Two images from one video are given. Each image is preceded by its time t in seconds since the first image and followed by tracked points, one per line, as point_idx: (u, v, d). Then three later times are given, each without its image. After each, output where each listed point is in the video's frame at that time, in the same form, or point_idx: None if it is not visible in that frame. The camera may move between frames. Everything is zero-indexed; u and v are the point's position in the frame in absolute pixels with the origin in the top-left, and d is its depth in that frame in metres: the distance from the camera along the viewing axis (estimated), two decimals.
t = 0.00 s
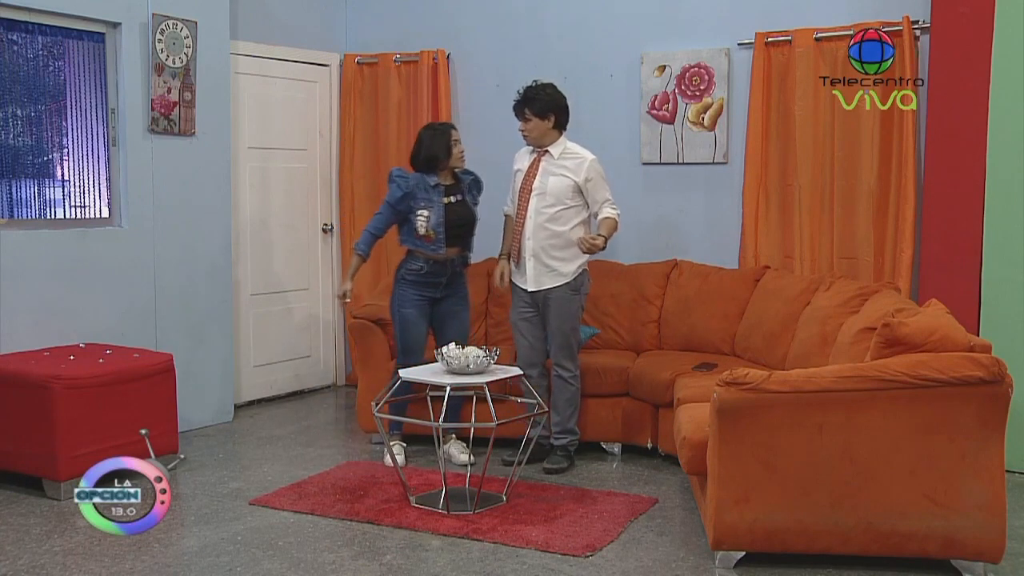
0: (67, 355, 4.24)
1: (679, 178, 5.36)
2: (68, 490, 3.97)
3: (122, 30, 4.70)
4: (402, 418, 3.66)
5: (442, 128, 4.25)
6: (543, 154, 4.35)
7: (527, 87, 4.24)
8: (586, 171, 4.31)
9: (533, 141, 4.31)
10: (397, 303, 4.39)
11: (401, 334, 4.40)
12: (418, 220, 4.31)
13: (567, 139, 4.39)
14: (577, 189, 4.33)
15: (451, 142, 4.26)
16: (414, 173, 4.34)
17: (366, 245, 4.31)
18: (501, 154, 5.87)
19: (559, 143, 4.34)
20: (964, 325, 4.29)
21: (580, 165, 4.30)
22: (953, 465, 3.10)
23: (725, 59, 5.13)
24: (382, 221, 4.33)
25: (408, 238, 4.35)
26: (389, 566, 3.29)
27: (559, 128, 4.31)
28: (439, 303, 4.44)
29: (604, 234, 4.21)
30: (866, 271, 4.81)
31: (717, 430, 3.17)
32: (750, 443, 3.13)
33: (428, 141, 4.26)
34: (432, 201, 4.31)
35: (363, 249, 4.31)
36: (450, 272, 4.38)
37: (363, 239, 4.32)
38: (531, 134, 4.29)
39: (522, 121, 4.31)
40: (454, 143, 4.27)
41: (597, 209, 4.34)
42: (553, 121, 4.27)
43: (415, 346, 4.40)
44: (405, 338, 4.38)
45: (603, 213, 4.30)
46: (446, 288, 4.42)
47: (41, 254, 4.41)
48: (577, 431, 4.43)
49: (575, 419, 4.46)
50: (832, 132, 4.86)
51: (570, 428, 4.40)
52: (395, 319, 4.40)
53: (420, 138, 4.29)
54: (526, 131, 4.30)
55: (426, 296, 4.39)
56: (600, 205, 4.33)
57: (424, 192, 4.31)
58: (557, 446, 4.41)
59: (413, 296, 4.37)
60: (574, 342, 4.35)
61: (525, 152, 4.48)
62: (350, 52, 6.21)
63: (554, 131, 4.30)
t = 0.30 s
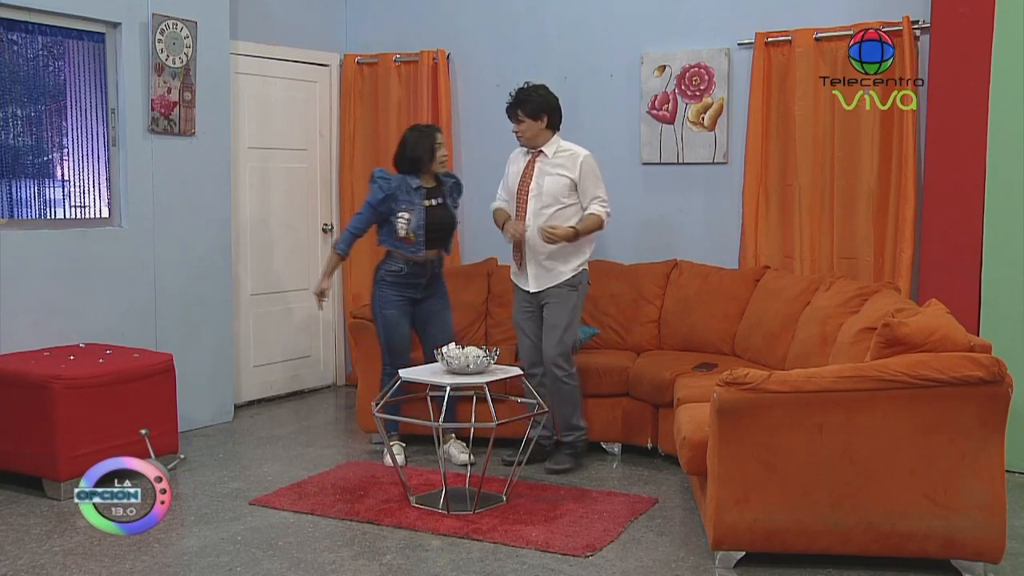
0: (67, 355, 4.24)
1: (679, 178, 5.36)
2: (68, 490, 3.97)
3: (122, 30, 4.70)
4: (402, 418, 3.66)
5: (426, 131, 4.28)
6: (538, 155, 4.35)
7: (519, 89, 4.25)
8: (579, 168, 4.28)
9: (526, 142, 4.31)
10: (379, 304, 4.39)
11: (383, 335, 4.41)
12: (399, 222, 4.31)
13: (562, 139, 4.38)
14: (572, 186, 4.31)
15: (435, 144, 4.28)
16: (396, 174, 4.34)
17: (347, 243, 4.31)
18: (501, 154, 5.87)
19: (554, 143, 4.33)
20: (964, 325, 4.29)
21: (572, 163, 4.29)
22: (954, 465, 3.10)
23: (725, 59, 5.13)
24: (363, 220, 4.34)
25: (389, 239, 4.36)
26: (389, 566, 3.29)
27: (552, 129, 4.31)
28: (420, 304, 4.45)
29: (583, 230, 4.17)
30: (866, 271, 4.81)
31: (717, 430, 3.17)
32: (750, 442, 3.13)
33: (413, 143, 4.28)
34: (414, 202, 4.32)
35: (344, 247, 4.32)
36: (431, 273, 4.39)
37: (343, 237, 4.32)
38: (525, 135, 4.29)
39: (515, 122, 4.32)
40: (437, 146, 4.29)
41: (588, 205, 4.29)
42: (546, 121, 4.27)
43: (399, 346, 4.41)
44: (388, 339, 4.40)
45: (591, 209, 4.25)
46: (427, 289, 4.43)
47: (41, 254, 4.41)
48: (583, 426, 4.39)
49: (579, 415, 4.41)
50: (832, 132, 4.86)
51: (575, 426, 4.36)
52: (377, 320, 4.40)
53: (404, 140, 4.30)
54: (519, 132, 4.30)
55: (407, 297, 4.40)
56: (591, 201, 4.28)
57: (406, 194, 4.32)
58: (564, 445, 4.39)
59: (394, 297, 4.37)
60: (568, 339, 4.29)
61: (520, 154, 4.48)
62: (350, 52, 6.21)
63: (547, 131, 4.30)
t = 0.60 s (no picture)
0: (67, 355, 4.24)
1: (679, 178, 5.36)
2: (68, 490, 3.97)
3: (122, 30, 4.70)
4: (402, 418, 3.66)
5: (414, 131, 4.27)
6: (547, 155, 4.34)
7: (530, 88, 4.25)
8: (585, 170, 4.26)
9: (538, 141, 4.31)
10: (369, 304, 4.40)
11: (374, 336, 4.42)
12: (387, 222, 4.30)
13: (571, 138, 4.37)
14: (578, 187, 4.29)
15: (421, 144, 4.27)
16: (386, 173, 4.34)
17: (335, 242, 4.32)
18: (501, 154, 5.87)
19: (563, 143, 4.32)
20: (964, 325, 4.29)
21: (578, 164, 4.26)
22: (954, 465, 3.10)
23: (725, 59, 5.13)
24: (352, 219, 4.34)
25: (377, 239, 4.36)
26: (389, 566, 3.29)
27: (563, 128, 4.31)
28: (411, 303, 4.46)
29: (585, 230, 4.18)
30: (866, 271, 4.81)
31: (717, 430, 3.17)
32: (750, 443, 3.13)
33: (402, 143, 4.27)
34: (403, 203, 4.31)
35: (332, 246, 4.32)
36: (420, 272, 4.39)
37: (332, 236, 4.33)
38: (536, 133, 4.28)
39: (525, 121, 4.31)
40: (424, 144, 4.29)
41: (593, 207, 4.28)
42: (557, 120, 4.27)
43: (392, 347, 4.42)
44: (379, 339, 4.41)
45: (597, 212, 4.25)
46: (417, 288, 4.43)
47: (41, 254, 4.41)
48: (600, 432, 4.37)
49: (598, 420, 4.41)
50: (832, 132, 4.86)
51: (591, 429, 4.36)
52: (368, 320, 4.41)
53: (393, 139, 4.29)
54: (529, 131, 4.30)
55: (397, 297, 4.40)
56: (596, 203, 4.27)
57: (395, 194, 4.32)
58: (581, 449, 4.39)
59: (385, 297, 4.38)
60: (582, 341, 4.30)
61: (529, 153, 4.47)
62: (350, 52, 6.21)
63: (557, 131, 4.30)
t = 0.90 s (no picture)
0: (67, 355, 4.24)
1: (679, 178, 5.36)
2: (68, 490, 3.97)
3: (122, 30, 4.70)
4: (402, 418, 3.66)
5: (411, 129, 4.28)
6: (560, 155, 4.32)
7: (543, 87, 4.25)
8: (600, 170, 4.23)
9: (551, 141, 4.30)
10: (376, 304, 4.41)
11: (381, 335, 4.42)
12: (387, 222, 4.32)
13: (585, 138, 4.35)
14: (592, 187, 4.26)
15: (419, 142, 4.27)
16: (386, 174, 4.36)
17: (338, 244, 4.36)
18: (501, 155, 5.87)
19: (576, 143, 4.30)
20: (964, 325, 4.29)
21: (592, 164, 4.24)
22: (954, 465, 3.10)
23: (725, 59, 5.13)
24: (354, 221, 4.39)
25: (380, 240, 4.39)
26: (389, 566, 3.29)
27: (575, 128, 4.30)
28: (418, 303, 4.46)
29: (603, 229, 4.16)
30: (866, 271, 4.81)
31: (717, 430, 3.17)
32: (750, 443, 3.13)
33: (400, 142, 4.27)
34: (402, 203, 4.32)
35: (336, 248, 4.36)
36: (425, 272, 4.38)
37: (335, 238, 4.38)
38: (550, 133, 4.27)
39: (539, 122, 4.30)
40: (422, 143, 4.28)
41: (611, 207, 4.25)
42: (569, 120, 4.26)
43: (397, 346, 4.42)
44: (386, 339, 4.42)
45: (614, 212, 4.22)
46: (423, 288, 4.43)
47: (41, 254, 4.41)
48: (604, 434, 4.38)
49: (602, 422, 4.41)
50: (832, 132, 4.86)
51: (593, 432, 4.36)
52: (375, 320, 4.42)
53: (392, 139, 4.31)
54: (542, 131, 4.29)
55: (403, 297, 4.40)
56: (613, 203, 4.24)
57: (394, 194, 4.33)
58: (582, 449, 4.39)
59: (391, 297, 4.39)
60: (593, 343, 4.30)
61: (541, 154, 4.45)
62: (350, 52, 6.21)
63: (569, 131, 4.29)
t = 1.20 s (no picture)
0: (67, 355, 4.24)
1: (679, 178, 5.36)
2: (68, 490, 3.97)
3: (122, 30, 4.70)
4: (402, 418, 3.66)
5: (417, 129, 4.28)
6: (567, 156, 4.32)
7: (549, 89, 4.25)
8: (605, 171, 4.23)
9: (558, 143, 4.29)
10: (385, 303, 4.40)
11: (390, 335, 4.41)
12: (394, 223, 4.34)
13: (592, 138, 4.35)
14: (598, 187, 4.26)
15: (427, 143, 4.27)
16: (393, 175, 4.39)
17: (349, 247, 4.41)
18: (501, 155, 5.87)
19: (583, 143, 4.30)
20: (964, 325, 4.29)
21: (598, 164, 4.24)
22: (954, 464, 3.10)
23: (725, 59, 5.13)
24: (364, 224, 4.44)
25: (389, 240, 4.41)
26: (389, 566, 3.29)
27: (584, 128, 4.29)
28: (426, 302, 4.45)
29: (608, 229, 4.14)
30: (866, 271, 4.81)
31: (717, 430, 3.17)
32: (750, 443, 3.13)
33: (406, 142, 4.28)
34: (407, 202, 4.34)
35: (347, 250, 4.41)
36: (434, 272, 4.39)
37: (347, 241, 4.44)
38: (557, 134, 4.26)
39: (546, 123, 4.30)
40: (431, 145, 4.29)
41: (615, 208, 4.25)
42: (580, 122, 4.26)
43: (405, 346, 4.39)
44: (395, 339, 4.40)
45: (618, 212, 4.21)
46: (432, 288, 4.43)
47: (41, 253, 4.41)
48: (604, 435, 4.36)
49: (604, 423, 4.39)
50: (832, 133, 4.86)
51: (595, 432, 4.35)
52: (384, 320, 4.41)
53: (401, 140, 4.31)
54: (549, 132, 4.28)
55: (413, 296, 4.40)
56: (618, 204, 4.23)
57: (401, 195, 4.35)
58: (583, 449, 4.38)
59: (400, 296, 4.38)
60: (597, 344, 4.29)
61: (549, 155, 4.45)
62: (350, 52, 6.21)
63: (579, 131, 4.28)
